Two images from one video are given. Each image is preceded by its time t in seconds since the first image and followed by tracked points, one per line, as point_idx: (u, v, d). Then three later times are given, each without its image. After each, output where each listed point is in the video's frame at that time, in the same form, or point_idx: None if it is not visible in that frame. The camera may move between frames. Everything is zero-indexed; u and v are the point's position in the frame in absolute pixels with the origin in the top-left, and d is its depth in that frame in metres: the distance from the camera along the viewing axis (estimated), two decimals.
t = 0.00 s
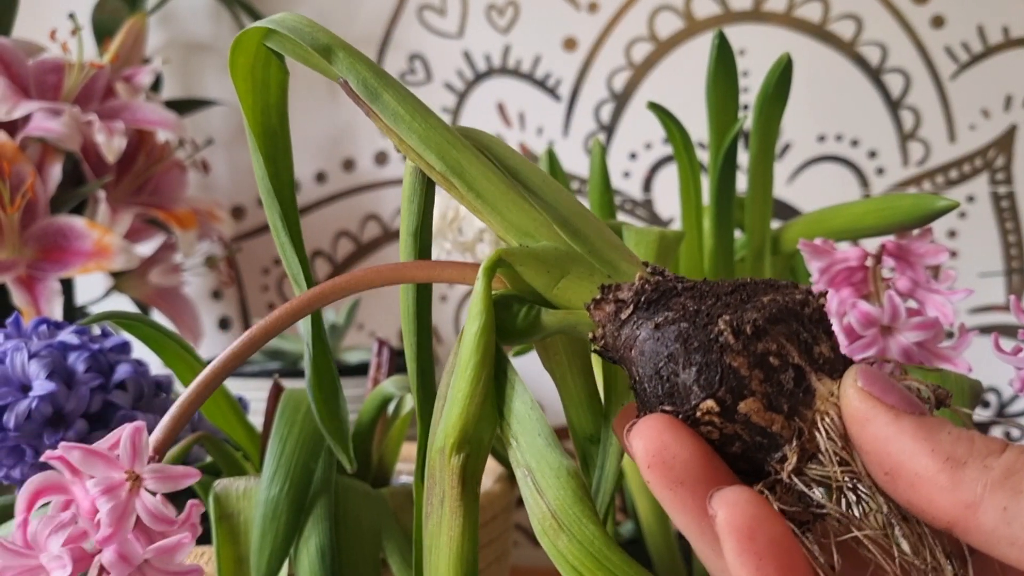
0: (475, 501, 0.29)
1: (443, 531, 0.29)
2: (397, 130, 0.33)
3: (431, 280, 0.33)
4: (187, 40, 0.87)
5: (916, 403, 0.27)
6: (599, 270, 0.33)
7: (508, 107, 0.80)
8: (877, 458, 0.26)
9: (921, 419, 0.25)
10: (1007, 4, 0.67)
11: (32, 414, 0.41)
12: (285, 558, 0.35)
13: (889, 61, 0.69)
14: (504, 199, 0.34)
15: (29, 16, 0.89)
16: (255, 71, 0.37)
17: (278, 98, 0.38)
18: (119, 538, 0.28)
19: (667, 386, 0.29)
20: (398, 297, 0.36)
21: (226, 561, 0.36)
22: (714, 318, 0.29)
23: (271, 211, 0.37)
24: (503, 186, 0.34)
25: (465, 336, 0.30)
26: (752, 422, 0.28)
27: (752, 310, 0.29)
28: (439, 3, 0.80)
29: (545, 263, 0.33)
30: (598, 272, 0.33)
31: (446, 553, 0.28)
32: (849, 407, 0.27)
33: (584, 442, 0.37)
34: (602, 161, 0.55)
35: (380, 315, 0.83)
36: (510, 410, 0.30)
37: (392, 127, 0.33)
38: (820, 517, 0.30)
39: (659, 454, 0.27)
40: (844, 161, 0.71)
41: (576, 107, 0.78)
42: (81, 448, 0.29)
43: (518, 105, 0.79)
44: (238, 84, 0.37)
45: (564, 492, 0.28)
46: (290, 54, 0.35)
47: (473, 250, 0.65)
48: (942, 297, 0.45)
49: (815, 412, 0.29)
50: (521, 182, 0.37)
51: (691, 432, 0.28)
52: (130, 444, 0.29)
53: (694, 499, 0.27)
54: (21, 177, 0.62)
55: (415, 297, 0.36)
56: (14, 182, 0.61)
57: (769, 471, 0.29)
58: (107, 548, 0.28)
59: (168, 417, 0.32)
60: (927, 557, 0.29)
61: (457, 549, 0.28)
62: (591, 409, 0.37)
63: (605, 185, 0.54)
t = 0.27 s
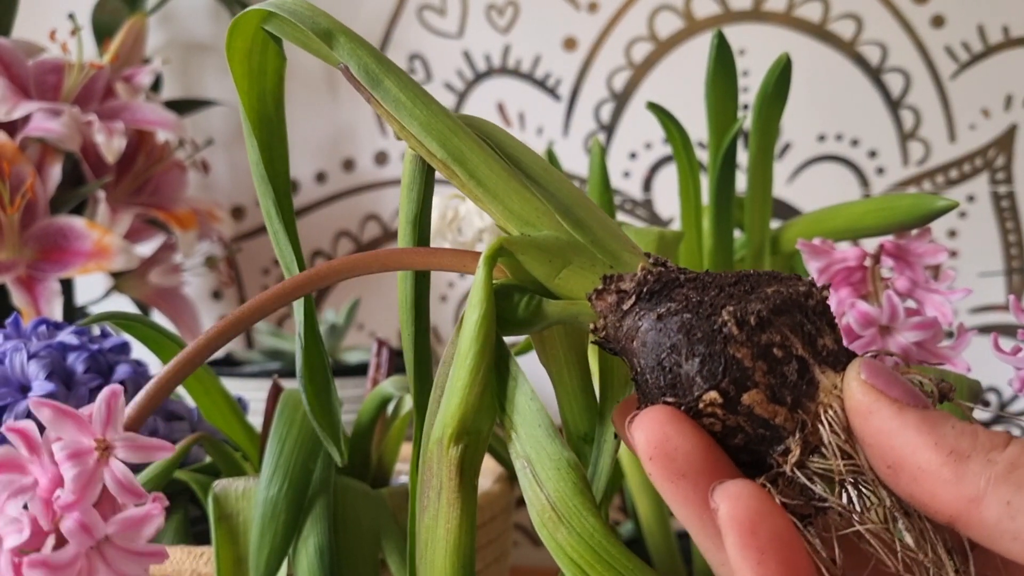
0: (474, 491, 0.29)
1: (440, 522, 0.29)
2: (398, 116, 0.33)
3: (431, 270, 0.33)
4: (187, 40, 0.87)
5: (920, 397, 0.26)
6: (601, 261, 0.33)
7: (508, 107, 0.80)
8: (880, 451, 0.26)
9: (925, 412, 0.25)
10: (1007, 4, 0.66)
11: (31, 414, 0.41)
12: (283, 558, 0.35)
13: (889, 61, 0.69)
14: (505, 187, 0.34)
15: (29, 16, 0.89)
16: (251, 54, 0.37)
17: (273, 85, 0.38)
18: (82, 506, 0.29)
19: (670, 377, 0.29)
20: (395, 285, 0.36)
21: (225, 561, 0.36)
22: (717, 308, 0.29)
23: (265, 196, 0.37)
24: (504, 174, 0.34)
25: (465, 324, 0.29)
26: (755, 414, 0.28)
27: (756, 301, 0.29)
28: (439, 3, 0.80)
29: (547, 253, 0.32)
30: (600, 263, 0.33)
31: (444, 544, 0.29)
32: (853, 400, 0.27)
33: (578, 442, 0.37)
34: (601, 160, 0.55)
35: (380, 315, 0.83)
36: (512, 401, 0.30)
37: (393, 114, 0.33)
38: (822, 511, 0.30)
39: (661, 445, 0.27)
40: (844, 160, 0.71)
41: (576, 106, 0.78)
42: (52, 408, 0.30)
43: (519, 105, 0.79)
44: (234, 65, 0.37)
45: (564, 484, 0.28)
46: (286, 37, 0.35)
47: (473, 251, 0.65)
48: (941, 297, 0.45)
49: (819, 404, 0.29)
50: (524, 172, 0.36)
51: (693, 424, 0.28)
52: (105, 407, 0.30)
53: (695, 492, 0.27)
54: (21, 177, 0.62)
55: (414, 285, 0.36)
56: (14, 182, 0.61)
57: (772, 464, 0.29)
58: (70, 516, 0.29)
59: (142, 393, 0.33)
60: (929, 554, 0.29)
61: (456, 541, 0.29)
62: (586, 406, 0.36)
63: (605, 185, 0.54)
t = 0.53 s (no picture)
0: (484, 488, 0.29)
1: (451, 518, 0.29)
2: (409, 116, 0.33)
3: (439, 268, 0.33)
4: (187, 40, 0.87)
5: (927, 395, 0.26)
6: (610, 259, 0.33)
7: (508, 107, 0.80)
8: (887, 449, 0.26)
9: (932, 411, 0.25)
10: (1007, 4, 0.66)
11: (32, 414, 0.41)
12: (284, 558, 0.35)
13: (890, 60, 0.69)
14: (515, 186, 0.34)
15: (29, 16, 0.89)
16: (266, 54, 0.37)
17: (290, 83, 0.38)
18: (119, 509, 0.29)
19: (677, 376, 0.29)
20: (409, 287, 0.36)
21: (226, 561, 0.36)
22: (725, 307, 0.29)
23: (285, 197, 0.37)
24: (514, 174, 0.34)
25: (474, 323, 0.29)
26: (762, 413, 0.28)
27: (764, 300, 0.29)
28: (438, 3, 0.80)
29: (556, 251, 0.32)
30: (609, 261, 0.33)
31: (453, 540, 0.29)
32: (859, 398, 0.27)
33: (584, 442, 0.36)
34: (602, 160, 0.55)
35: (380, 314, 0.83)
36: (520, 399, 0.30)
37: (403, 113, 0.33)
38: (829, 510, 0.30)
39: (669, 443, 0.27)
40: (844, 160, 0.71)
41: (576, 106, 0.78)
42: (84, 418, 0.29)
43: (519, 105, 0.79)
44: (249, 65, 0.37)
45: (572, 480, 0.28)
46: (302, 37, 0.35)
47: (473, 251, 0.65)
48: (941, 296, 0.44)
49: (826, 403, 0.29)
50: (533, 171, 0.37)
51: (701, 422, 0.28)
52: (133, 417, 0.30)
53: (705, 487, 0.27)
54: (21, 177, 0.62)
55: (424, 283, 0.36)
56: (13, 182, 0.61)
57: (779, 462, 0.29)
58: (107, 519, 0.28)
59: (166, 400, 0.32)
60: (933, 553, 0.29)
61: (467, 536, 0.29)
62: (594, 404, 0.36)
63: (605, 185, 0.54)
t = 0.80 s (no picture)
0: (487, 485, 0.29)
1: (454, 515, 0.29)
2: (413, 110, 0.33)
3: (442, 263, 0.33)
4: (187, 40, 0.87)
5: (932, 393, 0.26)
6: (615, 256, 0.33)
7: (508, 107, 0.80)
8: (892, 446, 0.26)
9: (937, 408, 0.25)
10: (1007, 4, 0.67)
11: (32, 414, 0.41)
12: (284, 557, 0.35)
13: (890, 60, 0.69)
14: (519, 181, 0.34)
15: (29, 17, 0.89)
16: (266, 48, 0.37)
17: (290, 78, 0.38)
18: (108, 509, 0.28)
19: (682, 372, 0.29)
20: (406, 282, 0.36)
21: (226, 561, 0.36)
22: (730, 304, 0.29)
23: (274, 191, 0.37)
24: (518, 168, 0.34)
25: (479, 318, 0.29)
26: (767, 410, 0.28)
27: (769, 297, 0.29)
28: (439, 3, 0.80)
29: (560, 246, 0.32)
30: (613, 257, 0.33)
31: (456, 536, 0.29)
32: (863, 395, 0.27)
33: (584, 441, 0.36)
34: (602, 160, 0.55)
35: (380, 314, 0.83)
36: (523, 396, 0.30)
37: (407, 108, 0.33)
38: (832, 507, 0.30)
39: (674, 440, 0.27)
40: (844, 160, 0.71)
41: (576, 106, 0.78)
42: (74, 412, 0.29)
43: (519, 105, 0.79)
44: (249, 61, 0.37)
45: (576, 477, 0.28)
46: (303, 30, 0.35)
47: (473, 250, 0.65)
48: (942, 296, 0.44)
49: (831, 400, 0.29)
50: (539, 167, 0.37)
51: (706, 418, 0.28)
52: (125, 411, 0.29)
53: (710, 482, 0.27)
54: (21, 177, 0.62)
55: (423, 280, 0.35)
56: (14, 182, 0.61)
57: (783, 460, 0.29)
58: (94, 519, 0.28)
59: (154, 399, 0.32)
60: (937, 550, 0.29)
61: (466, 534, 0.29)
62: (595, 403, 0.36)
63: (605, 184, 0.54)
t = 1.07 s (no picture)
0: (498, 474, 0.29)
1: (465, 503, 0.29)
2: (428, 99, 0.33)
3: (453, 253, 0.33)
4: (188, 40, 0.87)
5: (943, 386, 0.26)
6: (628, 248, 0.33)
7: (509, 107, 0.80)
8: (903, 438, 0.26)
9: (949, 401, 0.25)
10: (1007, 3, 0.67)
11: (32, 414, 0.41)
12: (285, 557, 0.35)
13: (891, 59, 0.69)
14: (534, 171, 0.34)
15: (30, 17, 0.89)
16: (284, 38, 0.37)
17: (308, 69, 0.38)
18: (137, 500, 0.28)
19: (695, 362, 0.29)
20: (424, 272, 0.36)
21: (227, 560, 0.36)
22: (744, 295, 0.29)
23: (303, 178, 0.36)
24: (532, 158, 0.34)
25: (492, 307, 0.29)
26: (780, 402, 0.28)
27: (783, 288, 0.29)
28: (439, 2, 0.80)
29: (574, 237, 0.32)
30: (626, 249, 0.33)
31: (466, 525, 0.29)
32: (875, 387, 0.27)
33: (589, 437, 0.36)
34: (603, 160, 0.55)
35: (380, 314, 0.83)
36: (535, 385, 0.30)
37: (422, 97, 0.33)
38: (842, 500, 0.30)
39: (686, 430, 0.27)
40: (844, 159, 0.71)
41: (577, 106, 0.78)
42: (102, 408, 0.29)
43: (519, 105, 0.79)
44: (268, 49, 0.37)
45: (587, 467, 0.28)
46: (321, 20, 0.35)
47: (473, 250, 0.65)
48: (943, 296, 0.44)
49: (843, 392, 0.29)
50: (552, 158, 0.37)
51: (718, 409, 0.28)
52: (151, 405, 0.30)
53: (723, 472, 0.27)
54: (22, 176, 0.62)
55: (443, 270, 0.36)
56: (14, 181, 0.61)
57: (794, 452, 0.29)
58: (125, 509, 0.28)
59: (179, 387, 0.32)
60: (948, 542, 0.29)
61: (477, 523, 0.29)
62: (603, 400, 0.36)
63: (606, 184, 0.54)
